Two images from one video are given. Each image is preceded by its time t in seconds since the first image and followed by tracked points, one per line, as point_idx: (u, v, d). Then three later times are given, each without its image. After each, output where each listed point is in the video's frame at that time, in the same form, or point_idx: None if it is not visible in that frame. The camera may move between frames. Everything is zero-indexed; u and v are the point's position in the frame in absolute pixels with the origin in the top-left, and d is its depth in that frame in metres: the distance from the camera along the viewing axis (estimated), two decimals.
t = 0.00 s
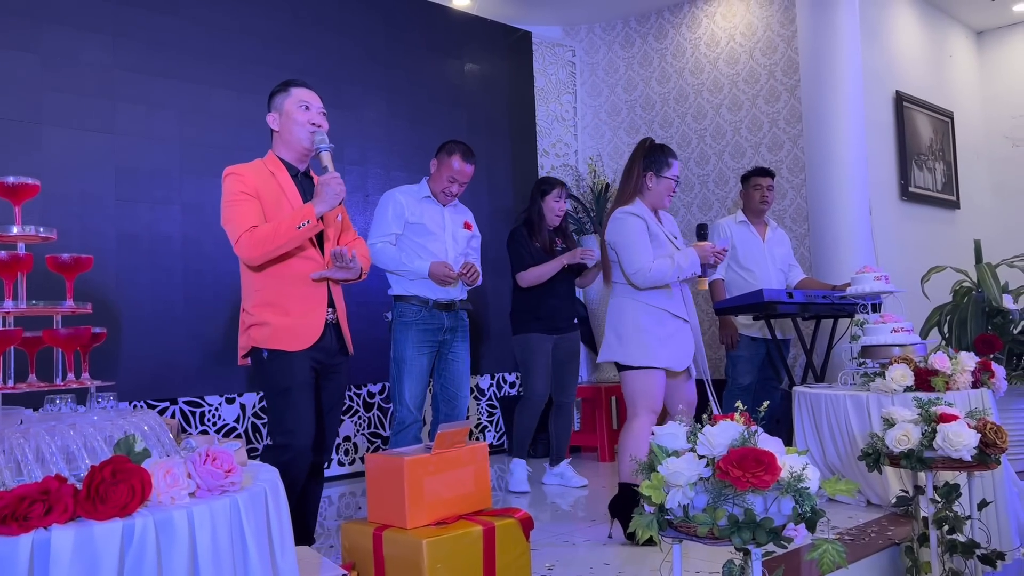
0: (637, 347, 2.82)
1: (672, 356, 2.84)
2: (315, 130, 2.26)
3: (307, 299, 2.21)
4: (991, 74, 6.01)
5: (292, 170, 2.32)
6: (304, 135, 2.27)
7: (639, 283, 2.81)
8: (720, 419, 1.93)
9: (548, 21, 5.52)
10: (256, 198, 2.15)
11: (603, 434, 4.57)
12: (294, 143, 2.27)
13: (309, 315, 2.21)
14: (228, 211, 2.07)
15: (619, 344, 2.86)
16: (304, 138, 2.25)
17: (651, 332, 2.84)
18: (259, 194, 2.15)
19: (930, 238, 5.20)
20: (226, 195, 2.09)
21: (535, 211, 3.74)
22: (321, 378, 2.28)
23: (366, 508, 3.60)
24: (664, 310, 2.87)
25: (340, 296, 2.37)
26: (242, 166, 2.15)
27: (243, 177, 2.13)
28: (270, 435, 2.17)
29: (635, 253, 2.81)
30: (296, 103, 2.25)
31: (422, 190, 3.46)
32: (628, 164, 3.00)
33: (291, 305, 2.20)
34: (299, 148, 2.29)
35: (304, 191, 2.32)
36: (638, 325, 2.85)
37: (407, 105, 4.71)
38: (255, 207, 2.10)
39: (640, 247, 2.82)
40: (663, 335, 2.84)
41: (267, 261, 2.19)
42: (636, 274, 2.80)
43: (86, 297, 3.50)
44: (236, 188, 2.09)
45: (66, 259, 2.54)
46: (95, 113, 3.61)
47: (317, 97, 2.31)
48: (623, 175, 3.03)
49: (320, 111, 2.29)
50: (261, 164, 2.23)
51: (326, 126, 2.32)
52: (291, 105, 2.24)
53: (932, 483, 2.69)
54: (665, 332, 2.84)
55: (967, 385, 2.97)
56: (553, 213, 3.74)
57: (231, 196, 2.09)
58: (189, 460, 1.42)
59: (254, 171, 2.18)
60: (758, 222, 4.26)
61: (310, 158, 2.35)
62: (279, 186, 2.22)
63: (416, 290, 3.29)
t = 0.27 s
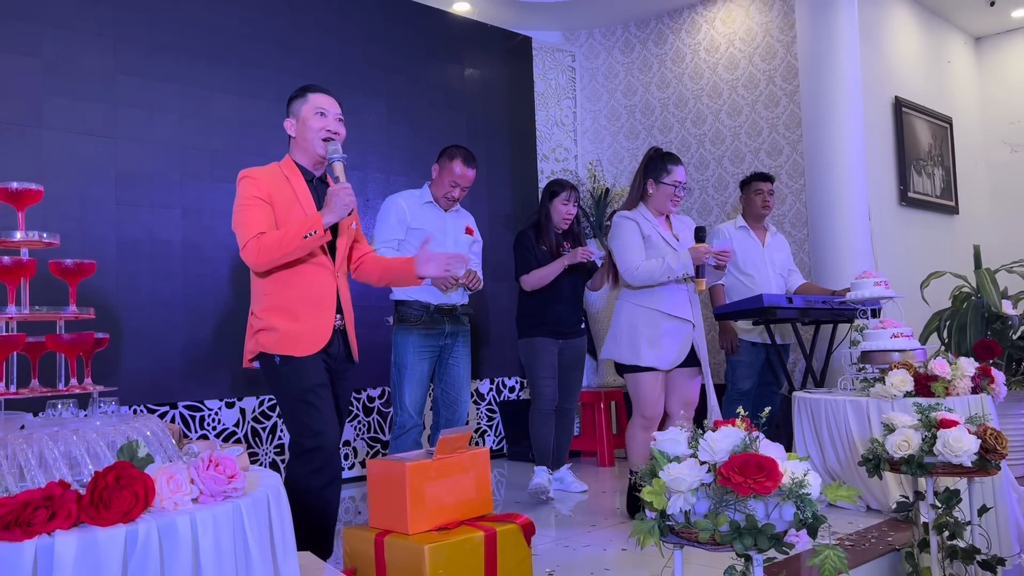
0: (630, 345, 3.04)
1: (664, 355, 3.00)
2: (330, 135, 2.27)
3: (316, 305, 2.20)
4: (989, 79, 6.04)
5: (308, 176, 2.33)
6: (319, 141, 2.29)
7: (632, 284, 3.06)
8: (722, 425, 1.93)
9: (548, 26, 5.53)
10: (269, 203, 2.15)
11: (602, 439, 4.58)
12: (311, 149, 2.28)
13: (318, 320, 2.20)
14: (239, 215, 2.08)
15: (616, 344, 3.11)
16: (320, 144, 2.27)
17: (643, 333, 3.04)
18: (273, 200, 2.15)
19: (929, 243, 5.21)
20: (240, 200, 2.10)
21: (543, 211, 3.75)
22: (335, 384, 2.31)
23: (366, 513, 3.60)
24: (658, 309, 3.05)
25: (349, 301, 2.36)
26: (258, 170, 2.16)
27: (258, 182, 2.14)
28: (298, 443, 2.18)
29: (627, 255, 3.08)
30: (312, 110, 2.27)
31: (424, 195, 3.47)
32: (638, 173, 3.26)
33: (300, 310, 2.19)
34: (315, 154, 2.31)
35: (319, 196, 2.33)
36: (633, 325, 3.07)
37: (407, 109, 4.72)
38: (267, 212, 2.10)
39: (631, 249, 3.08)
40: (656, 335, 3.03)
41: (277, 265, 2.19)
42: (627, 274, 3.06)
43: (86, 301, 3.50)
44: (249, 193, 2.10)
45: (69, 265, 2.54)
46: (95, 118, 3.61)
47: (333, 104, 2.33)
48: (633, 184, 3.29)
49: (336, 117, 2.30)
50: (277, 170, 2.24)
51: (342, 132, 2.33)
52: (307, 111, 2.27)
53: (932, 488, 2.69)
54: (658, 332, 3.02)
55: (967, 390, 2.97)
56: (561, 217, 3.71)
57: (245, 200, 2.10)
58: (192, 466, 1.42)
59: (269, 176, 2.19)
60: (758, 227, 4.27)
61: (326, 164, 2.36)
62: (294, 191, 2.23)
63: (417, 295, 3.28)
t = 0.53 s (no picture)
0: (621, 353, 3.37)
1: (650, 361, 3.28)
2: (339, 137, 2.27)
3: (332, 311, 2.21)
4: (991, 83, 6.04)
5: (320, 178, 2.34)
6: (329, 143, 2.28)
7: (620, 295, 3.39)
8: (725, 429, 1.94)
9: (550, 31, 5.55)
10: (284, 209, 2.16)
11: (605, 443, 4.59)
12: (320, 152, 2.28)
13: (335, 327, 2.22)
14: (253, 223, 2.09)
15: (614, 352, 3.44)
16: (329, 146, 2.26)
17: (631, 341, 3.35)
18: (286, 205, 2.16)
19: (931, 246, 5.21)
20: (253, 207, 2.11)
21: (538, 214, 3.72)
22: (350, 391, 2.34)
23: (369, 517, 3.60)
24: (644, 319, 3.34)
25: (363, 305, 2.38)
26: (271, 176, 2.17)
27: (271, 188, 2.15)
28: (313, 455, 2.24)
29: (615, 268, 3.43)
30: (320, 113, 2.27)
31: (429, 202, 3.48)
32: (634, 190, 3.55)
33: (317, 317, 2.20)
34: (324, 156, 2.30)
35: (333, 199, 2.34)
36: (625, 334, 3.38)
37: (409, 114, 4.73)
38: (280, 218, 2.11)
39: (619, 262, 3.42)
40: (643, 343, 3.32)
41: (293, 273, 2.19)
42: (615, 286, 3.40)
43: (90, 305, 3.51)
44: (262, 199, 2.12)
45: (74, 270, 2.55)
46: (99, 123, 3.63)
47: (343, 105, 2.32)
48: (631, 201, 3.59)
49: (344, 118, 2.30)
50: (289, 174, 2.25)
51: (351, 133, 2.33)
52: (315, 114, 2.27)
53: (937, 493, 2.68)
54: (643, 340, 3.30)
55: (971, 395, 2.97)
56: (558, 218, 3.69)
57: (259, 206, 2.11)
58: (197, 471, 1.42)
59: (282, 181, 2.20)
60: (761, 232, 4.28)
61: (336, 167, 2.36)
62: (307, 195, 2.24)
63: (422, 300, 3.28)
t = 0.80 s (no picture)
0: (615, 351, 3.51)
1: (640, 359, 3.41)
2: (354, 134, 2.28)
3: (352, 311, 2.21)
4: (993, 84, 6.04)
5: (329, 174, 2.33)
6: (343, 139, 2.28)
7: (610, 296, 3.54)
8: (728, 432, 1.93)
9: (551, 32, 5.55)
10: (302, 205, 2.15)
11: (607, 445, 4.59)
12: (334, 147, 2.27)
13: (354, 328, 2.20)
14: (273, 219, 2.08)
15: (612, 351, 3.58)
16: (343, 143, 2.27)
17: (623, 340, 3.49)
18: (303, 200, 2.15)
19: (933, 248, 5.21)
20: (270, 203, 2.09)
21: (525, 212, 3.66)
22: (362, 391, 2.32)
23: (370, 519, 3.60)
24: (634, 318, 3.47)
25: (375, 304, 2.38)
26: (288, 171, 2.16)
27: (290, 183, 2.13)
28: (315, 460, 2.20)
29: (607, 270, 3.58)
30: (334, 108, 2.26)
31: (431, 204, 3.47)
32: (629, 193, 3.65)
33: (337, 317, 2.18)
34: (336, 153, 2.30)
35: (342, 195, 2.33)
36: (619, 333, 3.53)
37: (411, 116, 4.74)
38: (299, 214, 2.10)
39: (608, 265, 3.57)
40: (633, 341, 3.45)
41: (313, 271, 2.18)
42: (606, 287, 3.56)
43: (92, 307, 3.51)
44: (282, 195, 2.10)
45: (76, 272, 2.55)
46: (101, 126, 3.63)
47: (353, 100, 2.32)
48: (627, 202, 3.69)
49: (357, 114, 2.30)
50: (304, 169, 2.23)
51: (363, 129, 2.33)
52: (330, 108, 2.25)
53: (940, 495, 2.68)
54: (634, 339, 3.44)
55: (973, 396, 2.97)
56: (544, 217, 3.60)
57: (278, 202, 2.10)
58: (199, 474, 1.42)
59: (299, 176, 2.19)
60: (762, 233, 4.27)
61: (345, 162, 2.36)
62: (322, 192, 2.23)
63: (427, 303, 3.28)
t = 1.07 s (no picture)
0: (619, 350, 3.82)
1: (638, 359, 3.69)
2: (362, 127, 2.29)
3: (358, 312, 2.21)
4: (994, 85, 6.04)
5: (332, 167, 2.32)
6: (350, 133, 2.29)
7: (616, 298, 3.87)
8: (729, 431, 1.93)
9: (553, 31, 5.55)
10: (310, 199, 2.14)
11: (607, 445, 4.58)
12: (342, 140, 2.27)
13: (357, 329, 2.21)
14: (283, 213, 2.06)
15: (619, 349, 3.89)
16: (351, 137, 2.27)
17: (625, 341, 3.78)
18: (311, 195, 2.14)
19: (935, 248, 5.20)
20: (277, 196, 2.08)
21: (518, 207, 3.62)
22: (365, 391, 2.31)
23: (370, 519, 3.60)
24: (636, 321, 3.76)
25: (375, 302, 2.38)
26: (297, 164, 2.14)
27: (299, 177, 2.12)
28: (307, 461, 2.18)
29: (616, 274, 3.92)
30: (342, 100, 2.25)
31: (422, 201, 3.47)
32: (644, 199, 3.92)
33: (342, 316, 2.18)
34: (341, 146, 2.30)
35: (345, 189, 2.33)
36: (624, 334, 3.83)
37: (412, 115, 4.73)
38: (309, 209, 2.10)
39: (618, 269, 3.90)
40: (633, 342, 3.74)
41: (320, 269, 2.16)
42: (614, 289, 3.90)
43: (92, 306, 3.51)
44: (291, 188, 2.08)
45: (75, 269, 2.53)
46: (102, 124, 3.62)
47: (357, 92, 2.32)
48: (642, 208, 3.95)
49: (363, 108, 2.31)
50: (310, 162, 2.21)
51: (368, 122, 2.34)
52: (336, 100, 2.24)
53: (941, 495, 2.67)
54: (634, 340, 3.73)
55: (974, 397, 2.96)
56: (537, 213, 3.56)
57: (288, 195, 2.08)
58: (198, 472, 1.41)
59: (308, 169, 2.17)
60: (763, 233, 4.27)
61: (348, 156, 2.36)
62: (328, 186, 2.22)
63: (419, 303, 3.28)
